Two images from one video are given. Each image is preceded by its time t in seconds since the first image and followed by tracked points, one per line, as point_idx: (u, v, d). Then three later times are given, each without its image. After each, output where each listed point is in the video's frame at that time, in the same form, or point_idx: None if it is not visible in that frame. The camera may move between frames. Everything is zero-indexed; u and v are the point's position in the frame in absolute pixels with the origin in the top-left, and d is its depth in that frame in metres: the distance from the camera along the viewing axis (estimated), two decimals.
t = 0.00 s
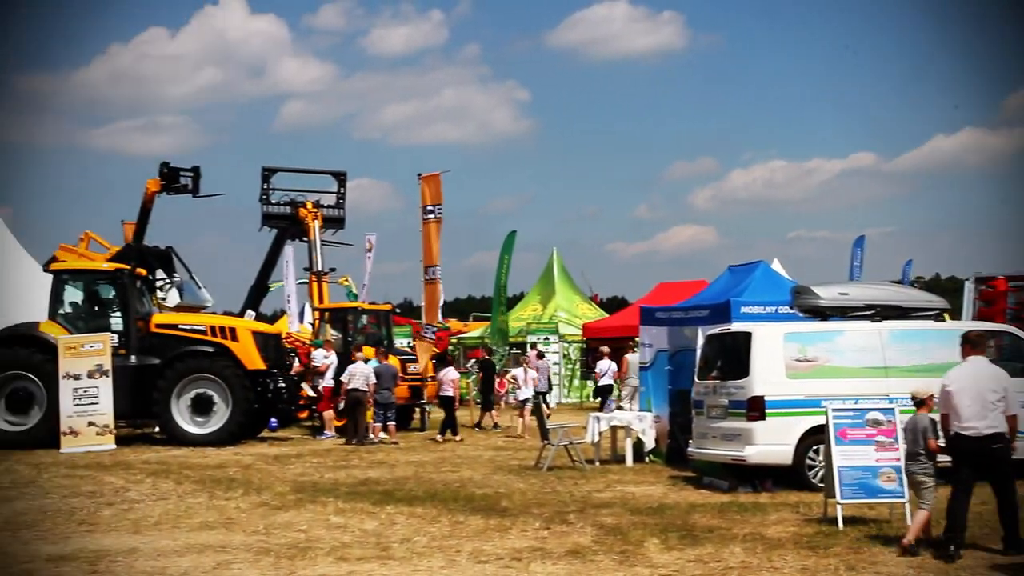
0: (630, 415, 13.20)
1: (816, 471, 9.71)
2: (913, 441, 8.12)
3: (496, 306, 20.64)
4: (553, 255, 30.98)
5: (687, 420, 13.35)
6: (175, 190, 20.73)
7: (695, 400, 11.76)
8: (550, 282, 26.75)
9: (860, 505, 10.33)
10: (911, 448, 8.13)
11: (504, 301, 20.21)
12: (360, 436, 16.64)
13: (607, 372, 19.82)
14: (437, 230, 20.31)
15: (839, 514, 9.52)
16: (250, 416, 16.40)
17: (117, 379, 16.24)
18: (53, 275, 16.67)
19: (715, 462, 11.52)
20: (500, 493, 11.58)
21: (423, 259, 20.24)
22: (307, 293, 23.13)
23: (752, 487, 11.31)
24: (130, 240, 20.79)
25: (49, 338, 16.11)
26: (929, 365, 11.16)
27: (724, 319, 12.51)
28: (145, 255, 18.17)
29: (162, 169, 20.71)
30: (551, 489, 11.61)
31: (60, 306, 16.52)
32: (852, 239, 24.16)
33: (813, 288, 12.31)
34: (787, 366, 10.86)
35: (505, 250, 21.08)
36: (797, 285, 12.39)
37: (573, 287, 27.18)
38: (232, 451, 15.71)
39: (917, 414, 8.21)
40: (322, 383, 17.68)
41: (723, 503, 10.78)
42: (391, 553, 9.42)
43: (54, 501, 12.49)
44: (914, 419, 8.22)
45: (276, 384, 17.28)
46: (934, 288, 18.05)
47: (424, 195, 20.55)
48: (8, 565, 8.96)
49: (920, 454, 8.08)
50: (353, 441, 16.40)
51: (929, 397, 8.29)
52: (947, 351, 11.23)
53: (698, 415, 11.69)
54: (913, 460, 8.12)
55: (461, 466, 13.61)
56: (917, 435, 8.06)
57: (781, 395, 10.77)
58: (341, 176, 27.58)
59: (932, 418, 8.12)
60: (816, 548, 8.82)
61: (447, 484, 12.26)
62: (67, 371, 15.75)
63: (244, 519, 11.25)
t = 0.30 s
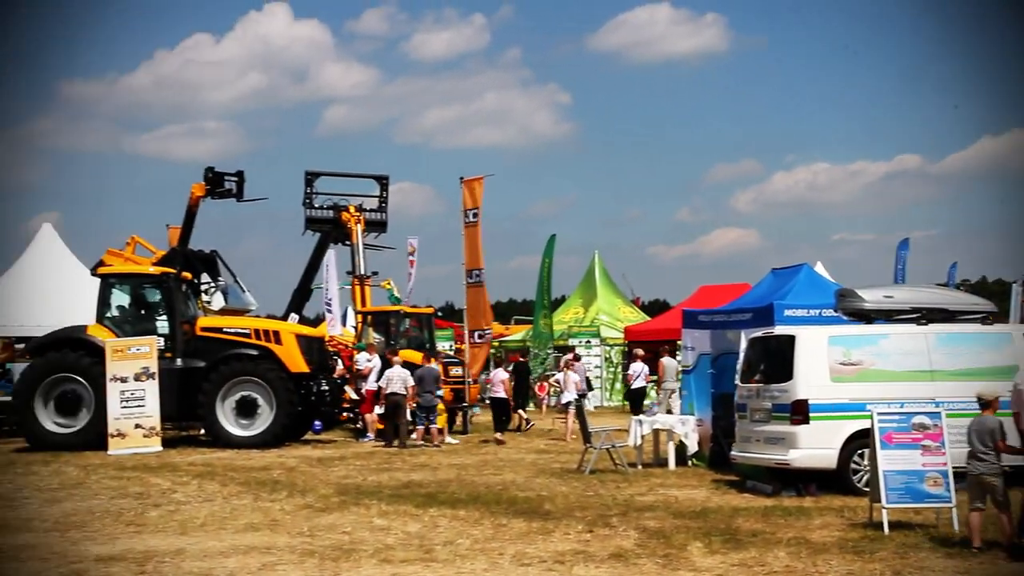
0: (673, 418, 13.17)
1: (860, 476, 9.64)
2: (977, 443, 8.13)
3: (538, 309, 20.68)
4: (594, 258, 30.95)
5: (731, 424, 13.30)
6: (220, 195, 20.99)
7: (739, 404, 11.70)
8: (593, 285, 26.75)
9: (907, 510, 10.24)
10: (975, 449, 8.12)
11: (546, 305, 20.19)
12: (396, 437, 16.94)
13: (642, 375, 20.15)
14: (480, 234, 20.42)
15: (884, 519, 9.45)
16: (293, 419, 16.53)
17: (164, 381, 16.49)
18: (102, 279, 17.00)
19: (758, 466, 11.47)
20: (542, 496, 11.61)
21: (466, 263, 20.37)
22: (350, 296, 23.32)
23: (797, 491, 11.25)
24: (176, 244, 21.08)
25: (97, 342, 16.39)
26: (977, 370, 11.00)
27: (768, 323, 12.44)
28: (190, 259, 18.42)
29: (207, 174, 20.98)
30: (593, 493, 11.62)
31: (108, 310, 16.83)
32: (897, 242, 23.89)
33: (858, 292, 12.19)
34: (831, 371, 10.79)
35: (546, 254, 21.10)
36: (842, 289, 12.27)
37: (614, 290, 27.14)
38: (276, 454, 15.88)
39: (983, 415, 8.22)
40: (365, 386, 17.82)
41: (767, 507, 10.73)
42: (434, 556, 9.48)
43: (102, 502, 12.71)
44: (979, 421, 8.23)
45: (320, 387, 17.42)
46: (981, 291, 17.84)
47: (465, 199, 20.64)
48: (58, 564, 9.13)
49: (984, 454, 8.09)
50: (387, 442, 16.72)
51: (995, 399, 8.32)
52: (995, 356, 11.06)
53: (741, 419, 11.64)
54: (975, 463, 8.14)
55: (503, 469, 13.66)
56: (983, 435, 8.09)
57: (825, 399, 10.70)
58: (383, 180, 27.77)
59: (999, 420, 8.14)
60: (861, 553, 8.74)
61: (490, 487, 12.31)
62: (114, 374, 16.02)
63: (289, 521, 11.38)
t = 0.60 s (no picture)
0: (716, 421, 13.12)
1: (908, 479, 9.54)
2: None
3: (580, 311, 20.68)
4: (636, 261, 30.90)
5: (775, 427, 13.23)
6: (265, 198, 21.23)
7: (783, 406, 11.62)
8: (635, 287, 26.71)
9: (955, 515, 10.11)
10: None
11: (587, 308, 20.15)
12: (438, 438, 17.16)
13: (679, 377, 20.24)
14: (522, 236, 20.47)
15: (932, 524, 9.35)
16: (337, 421, 16.67)
17: (210, 383, 16.69)
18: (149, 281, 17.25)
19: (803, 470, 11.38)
20: (586, 499, 11.62)
21: (508, 265, 20.43)
22: (393, 298, 23.48)
23: (843, 495, 11.16)
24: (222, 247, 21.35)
25: (145, 343, 16.64)
26: None
27: (814, 325, 12.34)
28: (235, 261, 18.68)
29: (252, 177, 21.23)
30: (637, 495, 11.61)
31: (155, 312, 17.10)
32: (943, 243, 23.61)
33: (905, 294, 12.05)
34: (877, 373, 10.69)
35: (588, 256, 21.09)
36: (889, 291, 12.13)
37: (657, 292, 27.04)
38: (320, 455, 16.02)
39: None
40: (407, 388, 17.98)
41: (812, 511, 10.66)
42: (477, 557, 9.53)
43: (150, 502, 12.91)
44: None
45: (363, 388, 17.55)
46: None
47: (510, 201, 20.70)
48: (107, 563, 9.29)
49: None
50: (428, 442, 16.93)
51: None
52: None
53: (786, 422, 11.56)
54: None
55: (546, 471, 13.68)
56: None
57: (871, 402, 10.61)
58: (426, 182, 27.91)
59: None
60: (909, 558, 8.66)
61: (533, 490, 12.34)
62: (162, 375, 16.26)
63: (334, 522, 11.49)
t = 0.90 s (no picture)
0: (762, 422, 13.10)
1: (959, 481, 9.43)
2: None
3: (624, 312, 20.66)
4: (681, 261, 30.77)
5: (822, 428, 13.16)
6: (310, 199, 21.44)
7: (829, 408, 11.53)
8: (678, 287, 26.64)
9: (1005, 518, 9.98)
10: None
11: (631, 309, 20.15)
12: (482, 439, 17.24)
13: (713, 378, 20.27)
14: (565, 236, 20.50)
15: (982, 527, 9.23)
16: (382, 421, 16.80)
17: (257, 384, 16.89)
18: (196, 283, 17.48)
19: (850, 471, 11.30)
20: (630, 500, 11.61)
21: (551, 265, 20.46)
22: (437, 299, 23.61)
23: (890, 497, 11.06)
24: (267, 248, 21.58)
25: (192, 344, 16.85)
26: None
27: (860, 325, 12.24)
28: (280, 262, 18.86)
29: (297, 179, 21.45)
30: (681, 496, 11.58)
31: (202, 313, 17.33)
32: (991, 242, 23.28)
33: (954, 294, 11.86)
34: (925, 374, 10.60)
35: (632, 256, 21.06)
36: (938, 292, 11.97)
37: (701, 292, 26.94)
38: (366, 455, 16.15)
39: None
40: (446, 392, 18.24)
41: (859, 513, 10.57)
42: (523, 558, 9.56)
43: (198, 501, 13.09)
44: None
45: (408, 389, 17.68)
46: None
47: (553, 202, 20.72)
48: (157, 562, 9.44)
49: None
50: (473, 442, 17.00)
51: None
52: None
53: (832, 423, 11.48)
54: None
55: (591, 471, 13.69)
56: None
57: (919, 403, 10.50)
58: (470, 183, 28.02)
59: None
60: (959, 562, 8.57)
61: (577, 490, 12.34)
62: (208, 376, 16.50)
63: (379, 521, 11.58)
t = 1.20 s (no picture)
0: (809, 423, 13.01)
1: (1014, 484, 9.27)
2: None
3: (669, 312, 20.60)
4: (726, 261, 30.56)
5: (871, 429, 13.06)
6: (355, 200, 21.61)
7: (878, 408, 11.42)
8: (724, 287, 26.50)
9: None
10: None
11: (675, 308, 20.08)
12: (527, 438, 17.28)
13: (750, 378, 20.16)
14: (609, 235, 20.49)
15: None
16: (427, 421, 16.88)
17: (304, 383, 17.07)
18: (244, 283, 17.70)
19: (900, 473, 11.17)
20: (676, 501, 11.57)
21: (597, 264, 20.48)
22: (481, 299, 23.68)
23: (942, 500, 10.92)
24: (314, 249, 21.79)
25: (239, 344, 17.07)
26: None
27: (910, 327, 12.11)
28: (326, 263, 19.03)
29: (343, 180, 21.64)
30: (728, 497, 11.53)
31: (249, 313, 17.55)
32: None
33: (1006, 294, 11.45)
34: (976, 375, 10.47)
35: (676, 255, 20.99)
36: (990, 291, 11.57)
37: (747, 293, 26.75)
38: (411, 455, 16.25)
39: None
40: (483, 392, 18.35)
41: (909, 515, 10.46)
42: (569, 558, 9.58)
43: (246, 500, 13.26)
44: None
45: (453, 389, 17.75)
46: None
47: (597, 202, 20.71)
48: (206, 560, 9.58)
49: None
50: (520, 442, 17.05)
51: None
52: None
53: (881, 424, 11.36)
54: None
55: (636, 472, 13.66)
56: None
57: (970, 404, 10.37)
58: (514, 183, 28.07)
59: None
60: (1012, 566, 8.45)
61: (623, 491, 12.33)
62: (256, 375, 16.70)
63: (425, 521, 11.66)
